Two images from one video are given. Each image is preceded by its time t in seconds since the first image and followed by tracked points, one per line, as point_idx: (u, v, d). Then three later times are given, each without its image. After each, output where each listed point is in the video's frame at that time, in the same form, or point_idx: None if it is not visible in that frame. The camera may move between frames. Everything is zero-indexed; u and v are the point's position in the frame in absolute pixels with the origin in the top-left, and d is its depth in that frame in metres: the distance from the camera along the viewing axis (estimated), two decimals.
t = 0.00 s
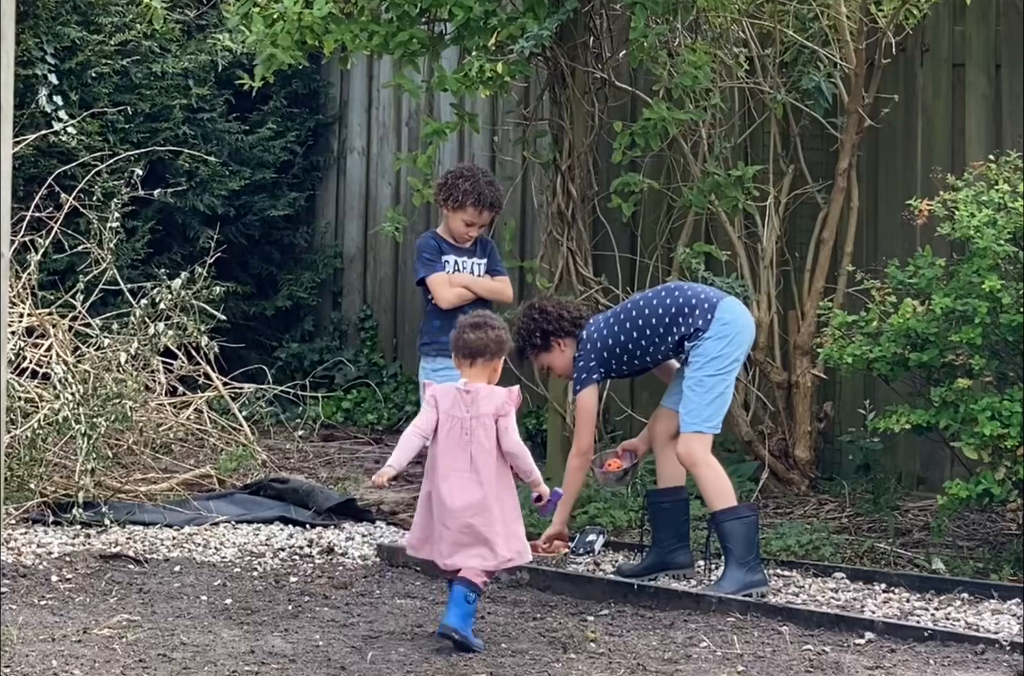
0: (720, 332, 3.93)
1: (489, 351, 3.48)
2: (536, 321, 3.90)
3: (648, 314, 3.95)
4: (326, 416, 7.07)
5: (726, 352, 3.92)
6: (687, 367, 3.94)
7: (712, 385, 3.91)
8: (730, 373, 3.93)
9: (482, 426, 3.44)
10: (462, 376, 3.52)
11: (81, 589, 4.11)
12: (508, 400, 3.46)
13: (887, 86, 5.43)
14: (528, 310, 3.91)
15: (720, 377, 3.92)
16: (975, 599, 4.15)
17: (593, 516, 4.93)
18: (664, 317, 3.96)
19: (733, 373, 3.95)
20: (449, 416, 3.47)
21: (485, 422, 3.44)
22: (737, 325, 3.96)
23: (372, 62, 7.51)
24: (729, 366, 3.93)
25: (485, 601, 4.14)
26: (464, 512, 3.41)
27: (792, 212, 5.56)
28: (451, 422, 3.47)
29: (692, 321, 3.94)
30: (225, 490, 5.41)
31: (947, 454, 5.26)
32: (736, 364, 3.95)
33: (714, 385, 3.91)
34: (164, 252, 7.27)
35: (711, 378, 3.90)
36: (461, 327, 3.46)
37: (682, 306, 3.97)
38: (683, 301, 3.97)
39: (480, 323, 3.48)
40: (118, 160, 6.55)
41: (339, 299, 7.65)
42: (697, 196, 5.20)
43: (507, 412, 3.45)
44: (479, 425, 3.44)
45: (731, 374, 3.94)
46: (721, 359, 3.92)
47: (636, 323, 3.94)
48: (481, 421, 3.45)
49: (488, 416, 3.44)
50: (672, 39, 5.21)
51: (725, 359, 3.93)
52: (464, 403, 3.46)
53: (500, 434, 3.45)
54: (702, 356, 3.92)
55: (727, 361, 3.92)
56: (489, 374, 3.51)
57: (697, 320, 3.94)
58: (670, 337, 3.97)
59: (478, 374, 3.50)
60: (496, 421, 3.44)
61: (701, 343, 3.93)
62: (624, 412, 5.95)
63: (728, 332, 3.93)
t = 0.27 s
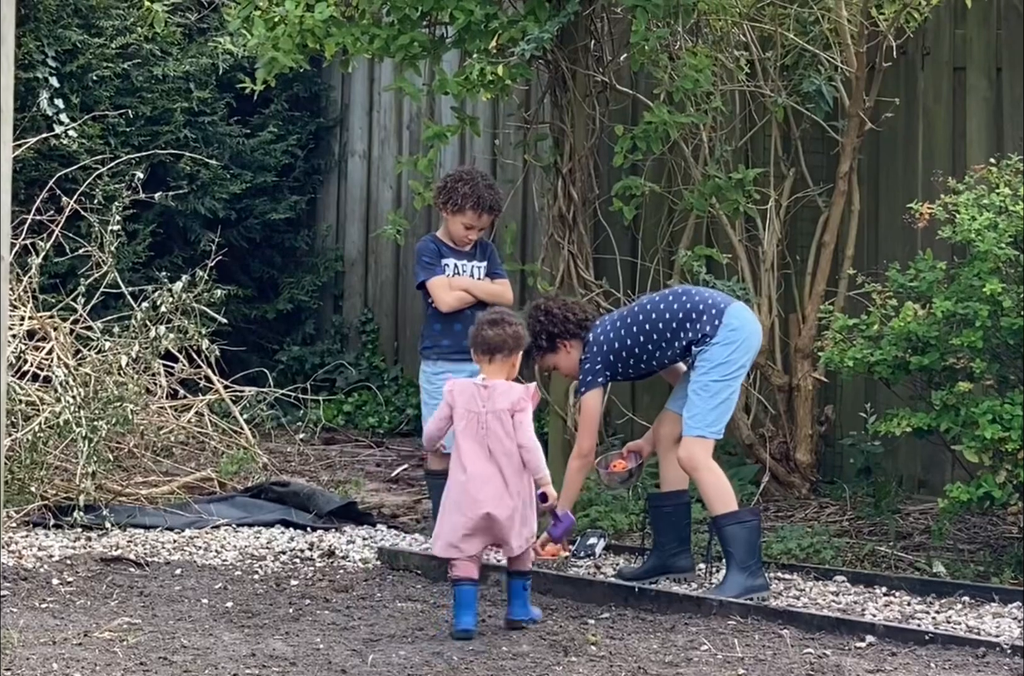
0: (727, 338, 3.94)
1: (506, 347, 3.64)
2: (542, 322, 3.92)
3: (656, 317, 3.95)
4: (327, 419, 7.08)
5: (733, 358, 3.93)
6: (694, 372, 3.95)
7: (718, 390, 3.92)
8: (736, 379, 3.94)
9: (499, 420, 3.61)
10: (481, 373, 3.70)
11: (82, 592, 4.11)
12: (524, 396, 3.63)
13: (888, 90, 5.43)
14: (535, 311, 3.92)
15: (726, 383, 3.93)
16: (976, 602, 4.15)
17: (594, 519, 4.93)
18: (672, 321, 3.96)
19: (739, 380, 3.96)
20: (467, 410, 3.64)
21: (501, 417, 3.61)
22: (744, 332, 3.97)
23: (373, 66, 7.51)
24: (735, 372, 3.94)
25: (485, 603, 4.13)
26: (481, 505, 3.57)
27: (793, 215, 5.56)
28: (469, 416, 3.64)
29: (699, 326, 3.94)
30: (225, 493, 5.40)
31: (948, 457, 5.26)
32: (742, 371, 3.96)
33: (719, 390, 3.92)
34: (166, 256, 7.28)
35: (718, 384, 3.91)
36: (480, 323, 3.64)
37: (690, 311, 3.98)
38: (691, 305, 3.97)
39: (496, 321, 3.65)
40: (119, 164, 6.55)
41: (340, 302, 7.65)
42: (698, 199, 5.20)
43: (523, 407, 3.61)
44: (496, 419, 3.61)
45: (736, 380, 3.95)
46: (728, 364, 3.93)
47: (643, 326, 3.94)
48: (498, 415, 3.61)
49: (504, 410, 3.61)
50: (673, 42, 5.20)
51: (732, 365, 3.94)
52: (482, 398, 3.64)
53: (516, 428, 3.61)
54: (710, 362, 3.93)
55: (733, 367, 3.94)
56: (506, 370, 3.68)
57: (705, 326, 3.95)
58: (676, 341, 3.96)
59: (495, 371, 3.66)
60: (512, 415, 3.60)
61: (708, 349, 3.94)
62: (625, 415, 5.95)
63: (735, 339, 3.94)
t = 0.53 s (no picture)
0: (729, 341, 3.93)
1: (521, 352, 3.67)
2: (543, 325, 3.96)
3: (657, 318, 3.95)
4: (326, 424, 7.08)
5: (735, 360, 3.92)
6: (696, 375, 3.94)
7: (720, 394, 3.91)
8: (739, 382, 3.93)
9: (521, 426, 3.63)
10: (497, 377, 3.70)
11: (81, 596, 4.11)
12: (544, 401, 3.66)
13: (887, 94, 5.46)
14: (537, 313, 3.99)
15: (728, 386, 3.91)
16: (975, 607, 4.15)
17: (594, 523, 4.94)
18: (673, 322, 3.95)
19: (742, 383, 3.95)
20: (488, 415, 3.64)
21: (523, 422, 3.63)
22: (746, 334, 3.95)
23: (372, 71, 7.51)
24: (738, 375, 3.93)
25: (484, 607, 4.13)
26: (503, 510, 3.60)
27: (792, 220, 5.56)
28: (490, 421, 3.64)
29: (701, 327, 3.93)
30: (225, 497, 5.40)
31: (947, 462, 5.26)
32: (745, 374, 3.95)
33: (722, 394, 3.91)
34: (165, 260, 7.28)
35: (720, 387, 3.90)
36: (495, 329, 3.67)
37: (692, 312, 3.97)
38: (693, 306, 3.96)
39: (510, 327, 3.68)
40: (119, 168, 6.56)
41: (340, 307, 7.66)
42: (697, 204, 5.21)
43: (544, 412, 3.65)
44: (518, 424, 3.63)
45: (739, 384, 3.94)
46: (730, 367, 3.92)
47: (644, 327, 3.94)
48: (520, 421, 3.63)
49: (526, 415, 3.63)
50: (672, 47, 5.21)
51: (734, 367, 3.93)
52: (503, 404, 3.64)
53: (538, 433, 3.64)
54: (712, 365, 3.92)
55: (736, 369, 3.92)
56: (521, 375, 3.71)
57: (706, 327, 3.94)
58: (677, 342, 3.96)
59: (511, 377, 3.68)
60: (535, 421, 3.63)
61: (710, 351, 3.93)
62: (624, 419, 5.96)
63: (737, 341, 3.93)
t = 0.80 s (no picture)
0: (729, 341, 3.93)
1: (507, 353, 3.83)
2: (538, 311, 3.97)
3: (658, 308, 3.95)
4: (326, 429, 7.08)
5: (736, 361, 3.92)
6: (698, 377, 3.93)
7: (724, 397, 3.90)
8: (740, 384, 3.93)
9: (510, 425, 3.77)
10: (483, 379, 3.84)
11: (80, 602, 4.11)
12: (531, 400, 3.81)
13: (886, 98, 5.46)
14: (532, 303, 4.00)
15: (730, 389, 3.91)
16: (974, 612, 4.15)
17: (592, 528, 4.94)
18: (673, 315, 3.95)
19: (743, 385, 3.95)
20: (477, 415, 3.77)
21: (512, 420, 3.77)
22: (746, 335, 3.96)
23: (371, 76, 7.53)
24: (740, 378, 3.92)
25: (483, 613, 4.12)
26: (496, 505, 3.73)
27: (791, 225, 5.56)
28: (479, 420, 3.77)
29: (701, 324, 3.93)
30: (224, 503, 5.39)
31: (946, 468, 5.27)
32: (745, 376, 3.95)
33: (725, 397, 3.90)
34: (164, 266, 7.28)
35: (723, 390, 3.89)
36: (481, 333, 3.83)
37: (693, 306, 3.98)
38: (695, 301, 3.97)
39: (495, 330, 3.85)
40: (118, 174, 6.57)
41: (339, 312, 7.66)
42: (696, 210, 5.22)
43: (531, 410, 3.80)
44: (507, 422, 3.77)
45: (740, 386, 3.94)
46: (732, 369, 3.91)
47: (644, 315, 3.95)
48: (508, 419, 3.77)
49: (515, 414, 3.78)
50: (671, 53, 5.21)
51: (734, 368, 3.92)
52: (492, 403, 3.78)
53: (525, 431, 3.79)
54: (714, 367, 3.91)
55: (736, 369, 3.92)
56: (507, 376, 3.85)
57: (707, 324, 3.94)
58: (677, 334, 3.96)
59: (498, 377, 3.83)
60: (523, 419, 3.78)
61: (710, 350, 3.92)
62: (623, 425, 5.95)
63: (738, 341, 3.93)
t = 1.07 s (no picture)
0: (735, 341, 3.94)
1: (524, 356, 3.84)
2: (539, 281, 3.91)
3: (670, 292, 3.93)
4: (324, 434, 7.07)
5: (743, 363, 3.93)
6: (704, 375, 3.92)
7: (731, 399, 3.91)
8: (744, 385, 3.94)
9: (520, 431, 3.83)
10: (500, 380, 3.87)
11: (78, 607, 4.10)
12: (544, 409, 3.86)
13: (885, 103, 5.42)
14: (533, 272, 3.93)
15: (736, 390, 3.92)
16: (973, 617, 4.15)
17: (591, 533, 4.93)
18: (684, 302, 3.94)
19: (746, 386, 3.96)
20: (489, 417, 3.82)
21: (522, 427, 3.83)
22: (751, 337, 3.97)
23: (370, 81, 7.53)
24: (744, 378, 3.94)
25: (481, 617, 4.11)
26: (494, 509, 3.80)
27: (790, 230, 5.56)
28: (489, 422, 3.82)
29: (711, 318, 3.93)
30: (222, 507, 5.38)
31: (945, 473, 5.27)
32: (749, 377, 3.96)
33: (731, 399, 3.91)
34: (163, 270, 7.27)
35: (731, 392, 3.91)
36: (499, 334, 3.84)
37: (705, 298, 3.97)
38: (707, 293, 3.96)
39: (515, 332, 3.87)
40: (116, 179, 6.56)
41: (337, 317, 7.64)
42: (696, 214, 5.23)
43: (542, 419, 3.85)
44: (517, 429, 3.82)
45: (744, 387, 3.95)
46: (738, 370, 3.92)
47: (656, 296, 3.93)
48: (518, 425, 3.83)
49: (526, 421, 3.83)
50: (671, 58, 5.20)
51: (740, 369, 3.93)
52: (505, 407, 3.82)
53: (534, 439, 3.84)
54: (721, 367, 3.91)
55: (741, 369, 3.93)
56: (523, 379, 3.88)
57: (716, 319, 3.94)
58: (684, 322, 3.93)
59: (514, 380, 3.86)
60: (533, 427, 3.83)
61: (717, 348, 3.92)
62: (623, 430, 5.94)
63: (744, 341, 3.94)
